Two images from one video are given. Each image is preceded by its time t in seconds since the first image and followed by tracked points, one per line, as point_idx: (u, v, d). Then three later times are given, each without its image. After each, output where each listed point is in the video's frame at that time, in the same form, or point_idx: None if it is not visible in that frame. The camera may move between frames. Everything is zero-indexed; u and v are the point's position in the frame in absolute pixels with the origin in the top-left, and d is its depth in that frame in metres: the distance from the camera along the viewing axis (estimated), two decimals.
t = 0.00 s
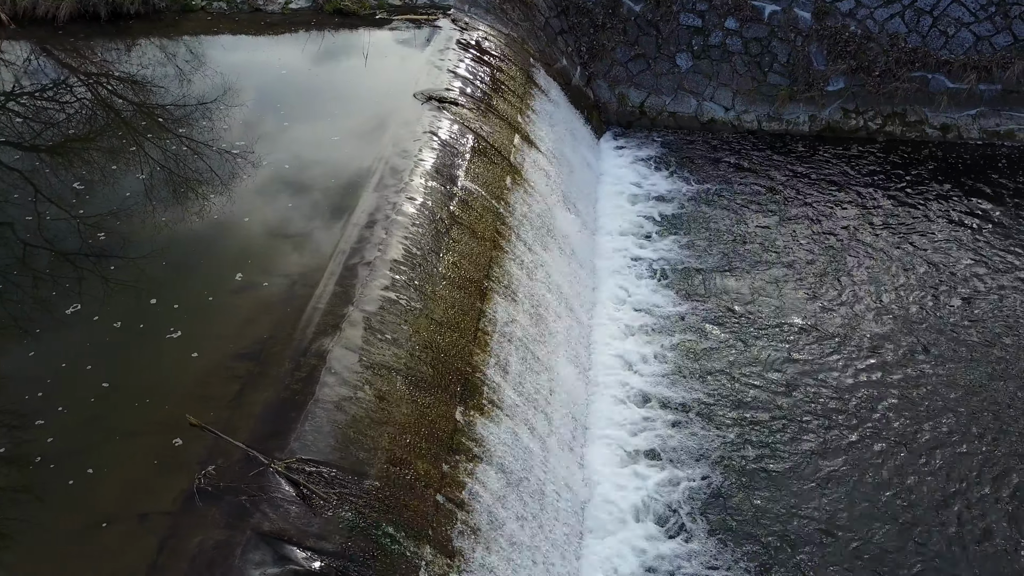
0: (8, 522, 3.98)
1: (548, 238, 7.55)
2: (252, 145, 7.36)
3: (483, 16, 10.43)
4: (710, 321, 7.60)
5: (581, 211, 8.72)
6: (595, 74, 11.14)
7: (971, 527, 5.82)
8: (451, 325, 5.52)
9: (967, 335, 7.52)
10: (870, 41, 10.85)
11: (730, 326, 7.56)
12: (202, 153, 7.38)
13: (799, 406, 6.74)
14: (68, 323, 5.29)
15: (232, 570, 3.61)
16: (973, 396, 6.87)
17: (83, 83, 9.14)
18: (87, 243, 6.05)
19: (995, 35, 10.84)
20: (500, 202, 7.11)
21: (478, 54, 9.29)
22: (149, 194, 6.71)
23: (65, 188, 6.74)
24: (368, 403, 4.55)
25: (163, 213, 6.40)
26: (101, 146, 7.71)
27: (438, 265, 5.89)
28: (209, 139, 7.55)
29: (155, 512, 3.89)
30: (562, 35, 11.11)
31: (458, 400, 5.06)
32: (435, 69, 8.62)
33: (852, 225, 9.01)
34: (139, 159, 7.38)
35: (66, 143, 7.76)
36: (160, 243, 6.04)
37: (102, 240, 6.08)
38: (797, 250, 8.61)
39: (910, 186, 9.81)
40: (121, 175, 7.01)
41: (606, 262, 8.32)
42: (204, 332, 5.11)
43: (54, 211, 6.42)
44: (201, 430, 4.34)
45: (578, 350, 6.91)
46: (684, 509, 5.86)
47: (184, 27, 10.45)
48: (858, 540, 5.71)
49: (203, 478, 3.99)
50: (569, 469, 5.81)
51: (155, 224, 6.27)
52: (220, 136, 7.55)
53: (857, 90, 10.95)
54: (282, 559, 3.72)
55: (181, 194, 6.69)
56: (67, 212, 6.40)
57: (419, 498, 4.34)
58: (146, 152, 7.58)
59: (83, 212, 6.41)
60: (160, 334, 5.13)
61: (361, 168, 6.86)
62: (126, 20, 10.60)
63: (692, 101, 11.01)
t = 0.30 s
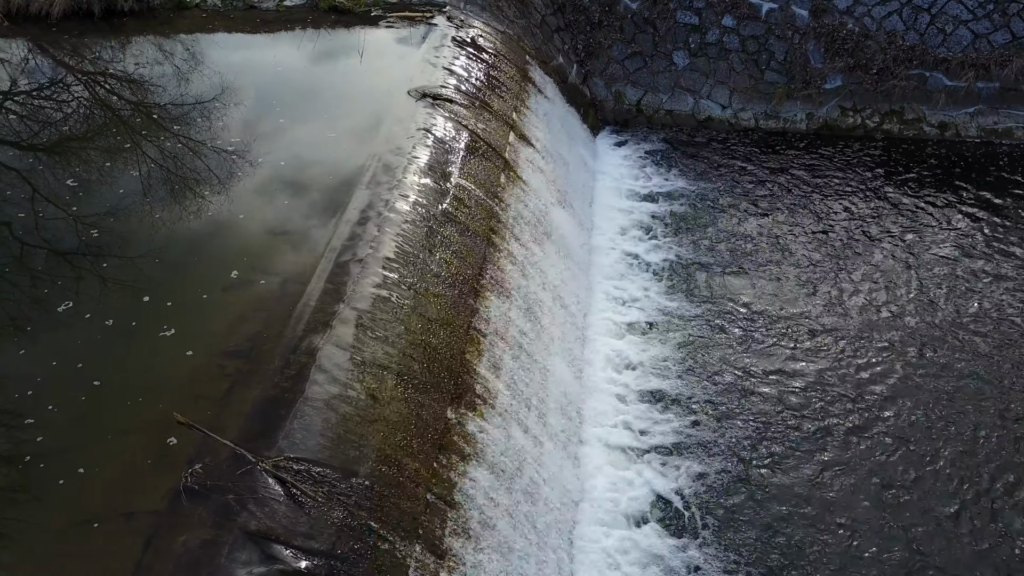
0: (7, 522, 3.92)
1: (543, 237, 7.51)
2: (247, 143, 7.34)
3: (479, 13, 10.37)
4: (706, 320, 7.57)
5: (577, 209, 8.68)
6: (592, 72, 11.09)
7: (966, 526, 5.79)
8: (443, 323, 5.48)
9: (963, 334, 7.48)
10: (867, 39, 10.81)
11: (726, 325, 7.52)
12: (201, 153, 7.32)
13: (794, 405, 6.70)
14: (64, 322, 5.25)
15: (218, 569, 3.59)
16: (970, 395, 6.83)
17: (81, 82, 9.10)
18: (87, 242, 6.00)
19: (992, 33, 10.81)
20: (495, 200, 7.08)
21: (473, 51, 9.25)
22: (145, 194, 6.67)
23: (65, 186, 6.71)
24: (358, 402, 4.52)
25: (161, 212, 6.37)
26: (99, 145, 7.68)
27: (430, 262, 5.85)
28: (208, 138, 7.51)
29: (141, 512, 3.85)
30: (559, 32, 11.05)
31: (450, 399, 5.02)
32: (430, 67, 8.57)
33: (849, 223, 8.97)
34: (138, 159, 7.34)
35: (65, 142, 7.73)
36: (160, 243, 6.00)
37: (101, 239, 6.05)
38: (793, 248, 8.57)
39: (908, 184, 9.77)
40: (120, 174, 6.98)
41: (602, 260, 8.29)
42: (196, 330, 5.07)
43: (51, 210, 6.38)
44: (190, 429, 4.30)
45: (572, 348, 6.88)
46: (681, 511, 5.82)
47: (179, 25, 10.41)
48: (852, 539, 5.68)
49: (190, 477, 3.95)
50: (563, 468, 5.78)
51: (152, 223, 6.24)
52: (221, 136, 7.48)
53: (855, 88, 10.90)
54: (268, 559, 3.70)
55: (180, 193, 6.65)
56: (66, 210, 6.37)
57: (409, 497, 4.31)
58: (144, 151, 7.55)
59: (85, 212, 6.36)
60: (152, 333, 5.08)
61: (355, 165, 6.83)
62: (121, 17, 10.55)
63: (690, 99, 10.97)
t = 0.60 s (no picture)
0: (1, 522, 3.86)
1: (538, 234, 7.46)
2: (240, 141, 7.32)
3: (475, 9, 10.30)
4: (702, 317, 7.53)
5: (572, 206, 8.64)
6: (588, 69, 11.04)
7: (961, 524, 5.76)
8: (436, 320, 5.45)
9: (960, 331, 7.45)
10: (865, 35, 10.78)
11: (723, 323, 7.48)
12: (199, 151, 7.23)
13: (790, 403, 6.67)
14: (57, 319, 5.20)
15: (203, 567, 3.55)
16: (967, 393, 6.80)
17: (77, 80, 9.06)
18: (85, 242, 5.94)
19: (990, 30, 10.78)
20: (489, 197, 7.03)
21: (468, 47, 9.20)
22: (143, 193, 6.60)
23: (61, 184, 6.67)
24: (348, 399, 4.49)
25: (159, 211, 6.34)
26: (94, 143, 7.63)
27: (423, 259, 5.81)
28: (206, 136, 7.45)
29: (127, 510, 3.81)
30: (554, 29, 10.97)
31: (442, 396, 4.98)
32: (424, 63, 8.52)
33: (846, 221, 8.94)
34: (136, 157, 7.28)
35: (63, 140, 7.68)
36: (156, 242, 5.96)
37: (99, 238, 6.00)
38: (790, 245, 8.54)
39: (905, 182, 9.74)
40: (118, 173, 6.94)
41: (597, 257, 8.24)
42: (189, 327, 5.03)
43: (49, 209, 6.32)
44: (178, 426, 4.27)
45: (567, 346, 6.84)
46: (675, 509, 5.79)
47: (173, 22, 10.36)
48: (846, 537, 5.66)
49: (175, 474, 3.91)
50: (557, 465, 5.74)
51: (151, 222, 6.21)
52: (220, 135, 7.41)
53: (852, 85, 10.85)
54: (253, 557, 3.66)
55: (178, 192, 6.59)
56: (66, 209, 6.32)
57: (399, 495, 4.27)
58: (141, 148, 7.51)
59: (86, 211, 6.33)
60: (145, 330, 5.05)
61: (349, 162, 6.79)
62: (114, 13, 10.50)
63: (686, 95, 10.93)
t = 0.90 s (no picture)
0: None
1: (535, 230, 7.40)
2: (240, 137, 7.31)
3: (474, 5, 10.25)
4: (701, 315, 7.48)
5: (571, 203, 8.59)
6: (588, 66, 10.98)
7: (961, 523, 5.72)
8: (431, 315, 5.40)
9: (962, 330, 7.39)
10: (867, 32, 10.71)
11: (722, 320, 7.42)
12: (200, 150, 7.22)
13: (790, 400, 6.62)
14: (61, 313, 5.18)
15: (190, 562, 3.50)
16: (968, 392, 6.74)
17: (81, 79, 9.00)
18: (86, 239, 5.89)
19: (994, 27, 10.70)
20: (486, 192, 6.97)
21: (466, 43, 9.15)
22: (144, 191, 6.55)
23: (60, 181, 6.60)
24: (340, 393, 4.45)
25: (162, 209, 6.29)
26: (98, 141, 7.58)
27: (418, 253, 5.77)
28: (207, 135, 7.42)
29: (116, 505, 3.76)
30: (555, 25, 10.89)
31: (436, 391, 4.93)
32: (422, 59, 8.48)
33: (847, 218, 8.88)
34: (139, 155, 7.23)
35: (65, 137, 7.61)
36: (156, 240, 5.90)
37: (102, 235, 5.96)
38: (790, 242, 8.49)
39: (907, 179, 9.66)
40: (119, 170, 6.89)
41: (595, 255, 8.19)
42: (183, 322, 4.99)
43: (51, 206, 6.28)
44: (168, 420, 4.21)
45: (564, 343, 6.79)
46: (672, 508, 5.73)
47: (171, 17, 10.33)
48: (844, 536, 5.61)
49: (164, 468, 3.85)
50: (552, 462, 5.69)
51: (152, 219, 6.16)
52: (222, 133, 7.37)
53: (855, 82, 10.77)
54: (241, 552, 3.61)
55: (180, 190, 6.54)
56: (67, 207, 6.25)
57: (391, 491, 4.23)
58: (143, 146, 7.45)
59: (86, 208, 6.26)
60: (141, 326, 5.00)
61: (346, 157, 6.75)
62: (112, 9, 10.48)
63: (687, 92, 10.86)
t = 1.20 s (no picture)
0: None
1: (534, 226, 7.35)
2: (243, 136, 7.18)
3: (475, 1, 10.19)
4: (702, 312, 7.42)
5: (571, 199, 8.54)
6: (590, 62, 10.90)
7: (963, 522, 5.65)
8: (427, 309, 5.35)
9: (965, 328, 7.32)
10: (871, 29, 10.61)
11: (722, 318, 7.36)
12: (204, 148, 7.11)
13: (790, 398, 6.56)
14: (62, 309, 5.11)
15: (177, 556, 3.48)
16: (971, 390, 6.67)
17: (84, 77, 8.78)
18: (90, 236, 5.81)
19: (999, 23, 10.61)
20: (484, 188, 6.92)
21: (467, 38, 9.10)
22: (147, 188, 6.48)
23: (62, 179, 6.53)
24: (332, 387, 4.41)
25: (164, 207, 6.19)
26: (105, 139, 7.44)
27: (414, 247, 5.72)
28: (211, 132, 7.28)
29: (105, 498, 3.74)
30: (556, 21, 10.82)
31: (430, 387, 4.88)
32: (422, 54, 8.44)
33: (849, 216, 8.81)
34: (143, 153, 7.11)
35: (69, 135, 7.48)
36: (162, 239, 5.80)
37: (105, 232, 5.87)
38: (791, 239, 8.43)
39: (910, 177, 9.59)
40: (124, 169, 6.76)
41: (594, 251, 8.13)
42: (179, 316, 4.95)
43: (55, 203, 6.21)
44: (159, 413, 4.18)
45: (563, 339, 6.73)
46: (670, 506, 5.68)
47: (172, 13, 10.29)
48: (844, 534, 5.55)
49: (153, 462, 3.83)
50: (548, 459, 5.63)
51: (155, 216, 6.07)
52: (223, 130, 7.28)
53: (858, 79, 10.68)
54: (229, 546, 3.58)
55: (184, 189, 6.46)
56: (71, 205, 6.15)
57: (383, 485, 4.19)
58: (147, 146, 7.29)
59: (89, 207, 6.15)
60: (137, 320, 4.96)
61: (344, 151, 6.70)
62: (112, 4, 10.46)
63: (689, 89, 10.79)
